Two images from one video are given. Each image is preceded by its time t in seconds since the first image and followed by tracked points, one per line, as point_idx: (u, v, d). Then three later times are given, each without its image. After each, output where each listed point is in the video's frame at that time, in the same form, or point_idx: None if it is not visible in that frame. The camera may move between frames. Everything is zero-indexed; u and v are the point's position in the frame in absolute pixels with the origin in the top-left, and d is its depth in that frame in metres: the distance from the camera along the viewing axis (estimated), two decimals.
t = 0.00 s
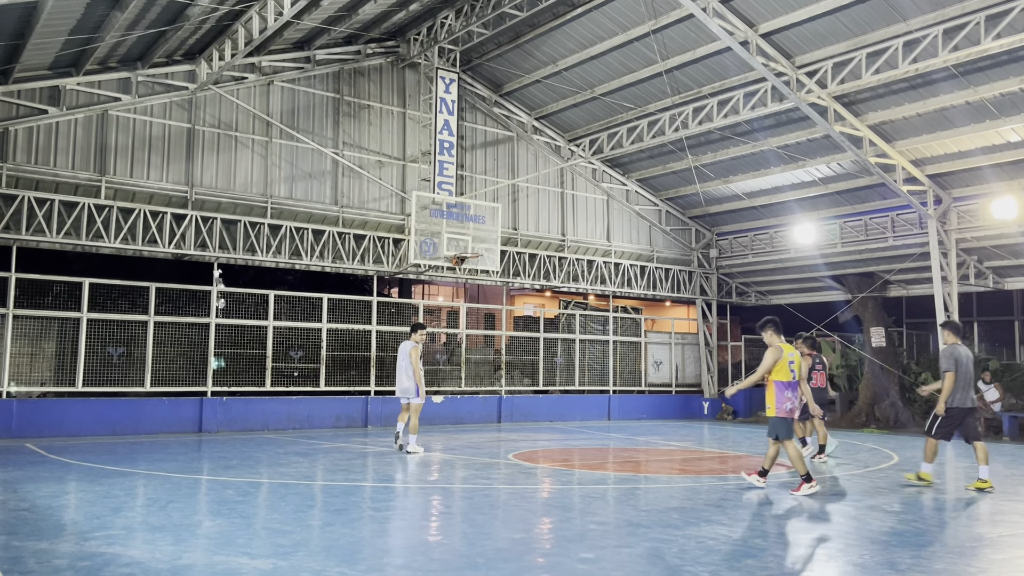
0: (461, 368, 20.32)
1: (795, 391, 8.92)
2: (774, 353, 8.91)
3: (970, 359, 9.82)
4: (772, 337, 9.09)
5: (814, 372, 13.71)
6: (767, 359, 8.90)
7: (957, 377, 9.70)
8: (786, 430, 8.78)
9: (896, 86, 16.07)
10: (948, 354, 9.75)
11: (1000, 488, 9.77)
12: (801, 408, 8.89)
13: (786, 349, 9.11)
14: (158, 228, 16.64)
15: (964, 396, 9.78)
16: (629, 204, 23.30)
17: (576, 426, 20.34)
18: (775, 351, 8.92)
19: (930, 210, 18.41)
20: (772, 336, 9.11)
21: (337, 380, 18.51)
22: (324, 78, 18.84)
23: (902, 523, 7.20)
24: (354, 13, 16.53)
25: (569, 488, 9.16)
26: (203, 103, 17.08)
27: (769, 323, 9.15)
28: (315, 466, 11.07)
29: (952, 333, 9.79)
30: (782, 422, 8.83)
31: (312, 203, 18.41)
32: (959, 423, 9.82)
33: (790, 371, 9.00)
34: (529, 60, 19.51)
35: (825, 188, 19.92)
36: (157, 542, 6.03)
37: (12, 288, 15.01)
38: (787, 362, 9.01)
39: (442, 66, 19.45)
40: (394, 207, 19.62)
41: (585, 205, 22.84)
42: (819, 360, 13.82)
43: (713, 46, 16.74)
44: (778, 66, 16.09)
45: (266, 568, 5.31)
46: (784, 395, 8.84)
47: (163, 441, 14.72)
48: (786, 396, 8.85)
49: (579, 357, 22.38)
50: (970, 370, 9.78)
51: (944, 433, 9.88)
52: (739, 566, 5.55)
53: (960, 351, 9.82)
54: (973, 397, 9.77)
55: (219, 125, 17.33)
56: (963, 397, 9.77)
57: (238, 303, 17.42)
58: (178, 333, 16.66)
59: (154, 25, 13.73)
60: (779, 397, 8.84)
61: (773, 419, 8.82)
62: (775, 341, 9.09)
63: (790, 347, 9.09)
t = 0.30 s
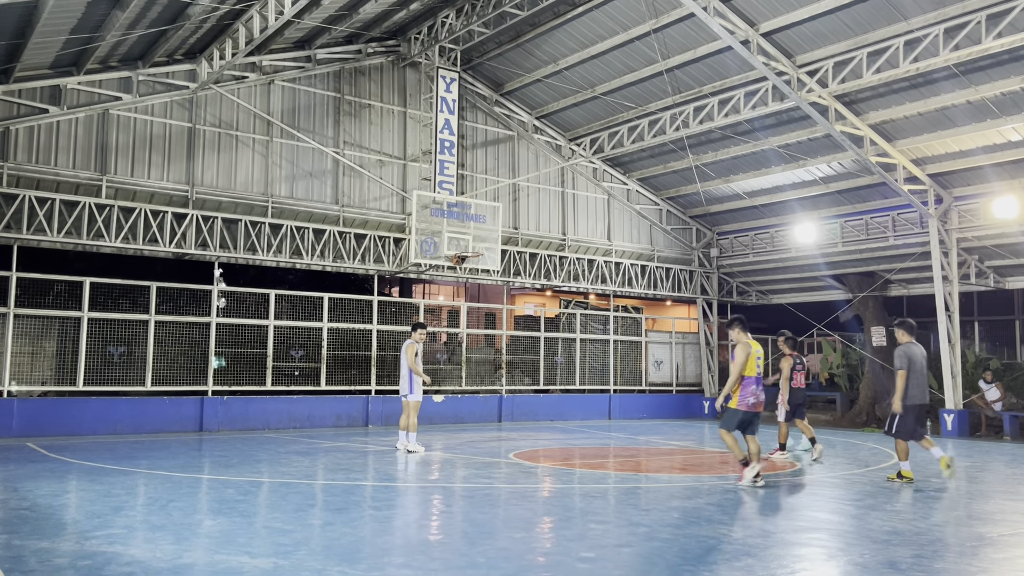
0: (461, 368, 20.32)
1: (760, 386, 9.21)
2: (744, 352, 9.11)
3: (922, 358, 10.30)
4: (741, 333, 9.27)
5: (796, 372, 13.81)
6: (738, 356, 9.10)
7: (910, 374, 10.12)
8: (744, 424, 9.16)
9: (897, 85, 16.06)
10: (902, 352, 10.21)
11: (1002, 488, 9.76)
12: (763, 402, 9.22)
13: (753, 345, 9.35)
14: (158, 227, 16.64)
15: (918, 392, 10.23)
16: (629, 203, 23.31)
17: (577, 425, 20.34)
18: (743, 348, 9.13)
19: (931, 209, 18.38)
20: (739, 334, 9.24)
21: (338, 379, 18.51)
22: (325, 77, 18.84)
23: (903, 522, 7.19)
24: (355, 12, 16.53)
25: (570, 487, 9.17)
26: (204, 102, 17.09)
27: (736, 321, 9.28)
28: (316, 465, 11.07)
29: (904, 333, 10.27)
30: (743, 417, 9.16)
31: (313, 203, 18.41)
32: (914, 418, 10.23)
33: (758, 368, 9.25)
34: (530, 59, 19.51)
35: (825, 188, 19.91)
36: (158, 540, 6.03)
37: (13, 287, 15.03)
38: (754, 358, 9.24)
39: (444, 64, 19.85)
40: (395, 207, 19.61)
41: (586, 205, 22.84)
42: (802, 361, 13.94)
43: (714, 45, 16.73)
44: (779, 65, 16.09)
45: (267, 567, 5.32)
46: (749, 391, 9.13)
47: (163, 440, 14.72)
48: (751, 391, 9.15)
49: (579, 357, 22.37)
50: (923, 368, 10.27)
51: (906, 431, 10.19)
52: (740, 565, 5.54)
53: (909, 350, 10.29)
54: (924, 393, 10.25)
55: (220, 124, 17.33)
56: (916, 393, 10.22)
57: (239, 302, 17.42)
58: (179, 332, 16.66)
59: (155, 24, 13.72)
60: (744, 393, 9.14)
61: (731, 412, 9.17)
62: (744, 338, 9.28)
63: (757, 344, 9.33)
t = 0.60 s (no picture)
0: (462, 367, 20.32)
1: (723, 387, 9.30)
2: (713, 354, 9.12)
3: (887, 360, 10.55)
4: (705, 336, 9.34)
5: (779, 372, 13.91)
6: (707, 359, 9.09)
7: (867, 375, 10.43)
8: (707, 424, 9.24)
9: (897, 84, 16.05)
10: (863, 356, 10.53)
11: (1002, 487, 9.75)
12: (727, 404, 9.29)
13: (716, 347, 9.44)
14: (159, 226, 16.63)
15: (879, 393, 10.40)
16: (629, 203, 23.33)
17: (577, 424, 20.33)
18: (711, 348, 9.19)
19: (931, 208, 18.37)
20: (705, 337, 9.29)
21: (338, 378, 18.51)
22: (326, 76, 18.85)
23: (903, 522, 7.19)
24: (356, 11, 16.53)
25: (570, 487, 9.18)
26: (204, 101, 17.09)
27: (702, 323, 9.38)
28: (316, 464, 11.08)
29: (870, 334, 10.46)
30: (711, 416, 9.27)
31: (313, 202, 18.41)
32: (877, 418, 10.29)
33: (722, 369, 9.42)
34: (530, 59, 19.50)
35: (825, 187, 19.91)
36: (159, 540, 6.03)
37: (14, 286, 15.05)
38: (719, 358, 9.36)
39: (444, 64, 19.76)
40: (396, 206, 19.63)
41: (586, 204, 22.84)
42: (786, 361, 13.97)
43: (714, 45, 16.72)
44: (779, 64, 16.09)
45: (267, 566, 5.32)
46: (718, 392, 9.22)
47: (163, 440, 14.72)
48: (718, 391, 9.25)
49: (580, 356, 22.36)
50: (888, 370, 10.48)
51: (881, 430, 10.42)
52: (740, 565, 5.54)
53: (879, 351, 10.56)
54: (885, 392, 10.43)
55: (220, 124, 17.33)
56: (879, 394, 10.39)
57: (239, 302, 17.41)
58: (179, 332, 16.65)
59: (156, 23, 13.72)
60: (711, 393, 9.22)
61: (698, 413, 9.22)
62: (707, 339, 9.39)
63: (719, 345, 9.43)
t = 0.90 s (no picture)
0: (462, 367, 20.32)
1: (692, 381, 10.00)
2: (681, 352, 9.76)
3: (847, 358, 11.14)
4: (673, 334, 9.78)
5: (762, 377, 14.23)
6: (673, 358, 9.71)
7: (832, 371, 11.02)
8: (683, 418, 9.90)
9: (898, 84, 16.04)
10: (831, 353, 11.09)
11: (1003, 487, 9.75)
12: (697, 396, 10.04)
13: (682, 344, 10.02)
14: (159, 226, 16.63)
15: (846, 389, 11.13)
16: (630, 202, 23.34)
17: (577, 424, 20.33)
18: (678, 348, 9.76)
19: (931, 208, 18.36)
20: (672, 334, 9.79)
21: (338, 378, 18.51)
22: (326, 76, 18.85)
23: (903, 522, 7.19)
24: (356, 11, 16.53)
25: (570, 487, 9.18)
26: (204, 101, 17.09)
27: (669, 322, 9.82)
28: (316, 464, 11.09)
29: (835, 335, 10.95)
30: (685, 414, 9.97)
31: (314, 202, 18.41)
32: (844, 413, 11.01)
33: (689, 365, 10.04)
34: (530, 58, 19.51)
35: (826, 187, 19.91)
36: (159, 539, 6.04)
37: (14, 286, 15.05)
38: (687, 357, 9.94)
39: (443, 64, 19.76)
40: (396, 206, 19.64)
41: (586, 204, 22.84)
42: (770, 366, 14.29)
43: (715, 44, 16.72)
44: (779, 64, 16.09)
45: (267, 565, 5.32)
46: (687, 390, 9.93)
47: (163, 439, 14.71)
48: (686, 388, 9.93)
49: (580, 355, 22.36)
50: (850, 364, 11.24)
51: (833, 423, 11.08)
52: (740, 565, 5.54)
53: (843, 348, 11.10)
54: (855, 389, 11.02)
55: (221, 123, 17.34)
56: (845, 389, 11.14)
57: (239, 302, 17.41)
58: (179, 331, 16.65)
59: (156, 23, 13.71)
60: (680, 389, 9.90)
61: (675, 410, 9.88)
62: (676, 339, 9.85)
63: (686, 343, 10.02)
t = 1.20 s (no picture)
0: (462, 366, 20.32)
1: (664, 382, 10.00)
2: (651, 352, 9.85)
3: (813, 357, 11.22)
4: (646, 335, 9.97)
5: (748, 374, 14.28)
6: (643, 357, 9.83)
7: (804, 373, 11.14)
8: (650, 418, 9.98)
9: (898, 83, 16.04)
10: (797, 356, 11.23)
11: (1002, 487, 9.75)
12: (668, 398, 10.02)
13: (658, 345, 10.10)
14: (159, 226, 16.63)
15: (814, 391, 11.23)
16: (630, 202, 23.34)
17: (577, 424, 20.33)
18: (649, 348, 9.85)
19: (931, 208, 18.36)
20: (646, 334, 9.99)
21: (338, 378, 18.51)
22: (326, 76, 18.85)
23: (904, 522, 7.18)
24: (357, 11, 16.53)
25: (570, 486, 9.19)
26: (204, 101, 17.09)
27: (643, 324, 10.01)
28: (316, 464, 11.09)
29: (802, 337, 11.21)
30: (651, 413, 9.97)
31: (314, 202, 18.41)
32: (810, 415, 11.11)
33: (663, 366, 10.03)
34: (530, 58, 19.51)
35: (826, 187, 19.90)
36: (159, 539, 6.04)
37: (14, 286, 15.05)
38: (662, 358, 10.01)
39: (444, 64, 19.76)
40: (396, 206, 19.64)
41: (586, 204, 22.85)
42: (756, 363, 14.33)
43: (715, 44, 16.71)
44: (779, 64, 16.09)
45: (267, 565, 5.32)
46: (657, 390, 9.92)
47: (163, 439, 14.71)
48: (656, 389, 9.95)
49: (580, 355, 22.36)
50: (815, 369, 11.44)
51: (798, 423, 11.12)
52: (741, 565, 5.53)
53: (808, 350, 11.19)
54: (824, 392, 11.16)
55: (221, 123, 17.33)
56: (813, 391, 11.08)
57: (239, 301, 17.41)
58: (180, 331, 16.66)
59: (156, 23, 13.71)
60: (649, 389, 9.97)
61: (642, 409, 9.97)
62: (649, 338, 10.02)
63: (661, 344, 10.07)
